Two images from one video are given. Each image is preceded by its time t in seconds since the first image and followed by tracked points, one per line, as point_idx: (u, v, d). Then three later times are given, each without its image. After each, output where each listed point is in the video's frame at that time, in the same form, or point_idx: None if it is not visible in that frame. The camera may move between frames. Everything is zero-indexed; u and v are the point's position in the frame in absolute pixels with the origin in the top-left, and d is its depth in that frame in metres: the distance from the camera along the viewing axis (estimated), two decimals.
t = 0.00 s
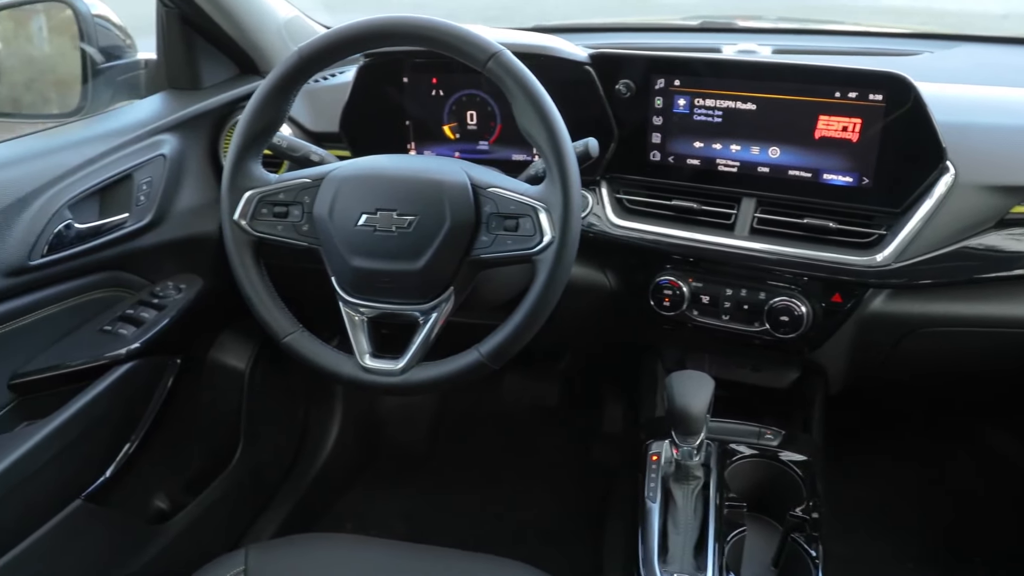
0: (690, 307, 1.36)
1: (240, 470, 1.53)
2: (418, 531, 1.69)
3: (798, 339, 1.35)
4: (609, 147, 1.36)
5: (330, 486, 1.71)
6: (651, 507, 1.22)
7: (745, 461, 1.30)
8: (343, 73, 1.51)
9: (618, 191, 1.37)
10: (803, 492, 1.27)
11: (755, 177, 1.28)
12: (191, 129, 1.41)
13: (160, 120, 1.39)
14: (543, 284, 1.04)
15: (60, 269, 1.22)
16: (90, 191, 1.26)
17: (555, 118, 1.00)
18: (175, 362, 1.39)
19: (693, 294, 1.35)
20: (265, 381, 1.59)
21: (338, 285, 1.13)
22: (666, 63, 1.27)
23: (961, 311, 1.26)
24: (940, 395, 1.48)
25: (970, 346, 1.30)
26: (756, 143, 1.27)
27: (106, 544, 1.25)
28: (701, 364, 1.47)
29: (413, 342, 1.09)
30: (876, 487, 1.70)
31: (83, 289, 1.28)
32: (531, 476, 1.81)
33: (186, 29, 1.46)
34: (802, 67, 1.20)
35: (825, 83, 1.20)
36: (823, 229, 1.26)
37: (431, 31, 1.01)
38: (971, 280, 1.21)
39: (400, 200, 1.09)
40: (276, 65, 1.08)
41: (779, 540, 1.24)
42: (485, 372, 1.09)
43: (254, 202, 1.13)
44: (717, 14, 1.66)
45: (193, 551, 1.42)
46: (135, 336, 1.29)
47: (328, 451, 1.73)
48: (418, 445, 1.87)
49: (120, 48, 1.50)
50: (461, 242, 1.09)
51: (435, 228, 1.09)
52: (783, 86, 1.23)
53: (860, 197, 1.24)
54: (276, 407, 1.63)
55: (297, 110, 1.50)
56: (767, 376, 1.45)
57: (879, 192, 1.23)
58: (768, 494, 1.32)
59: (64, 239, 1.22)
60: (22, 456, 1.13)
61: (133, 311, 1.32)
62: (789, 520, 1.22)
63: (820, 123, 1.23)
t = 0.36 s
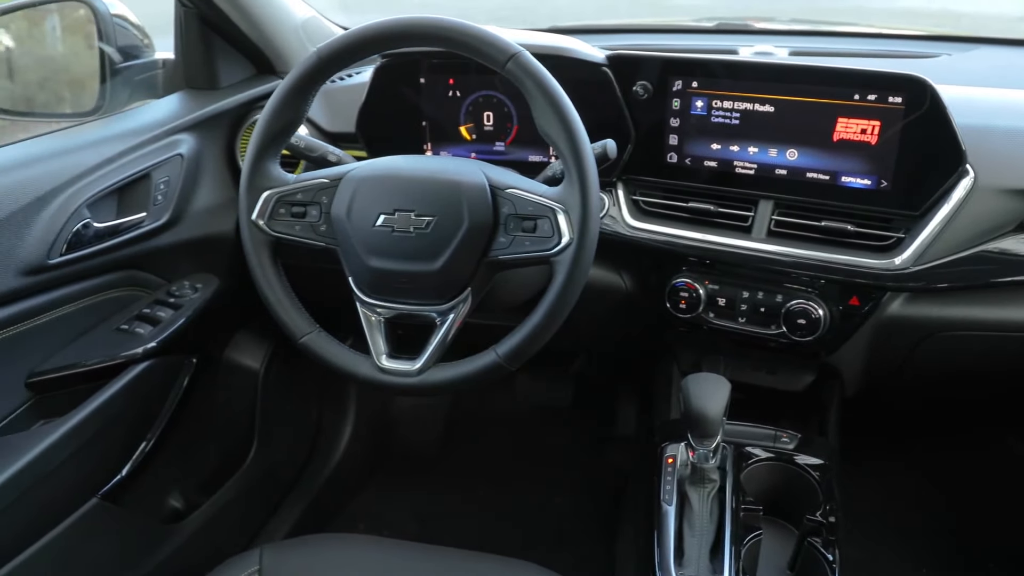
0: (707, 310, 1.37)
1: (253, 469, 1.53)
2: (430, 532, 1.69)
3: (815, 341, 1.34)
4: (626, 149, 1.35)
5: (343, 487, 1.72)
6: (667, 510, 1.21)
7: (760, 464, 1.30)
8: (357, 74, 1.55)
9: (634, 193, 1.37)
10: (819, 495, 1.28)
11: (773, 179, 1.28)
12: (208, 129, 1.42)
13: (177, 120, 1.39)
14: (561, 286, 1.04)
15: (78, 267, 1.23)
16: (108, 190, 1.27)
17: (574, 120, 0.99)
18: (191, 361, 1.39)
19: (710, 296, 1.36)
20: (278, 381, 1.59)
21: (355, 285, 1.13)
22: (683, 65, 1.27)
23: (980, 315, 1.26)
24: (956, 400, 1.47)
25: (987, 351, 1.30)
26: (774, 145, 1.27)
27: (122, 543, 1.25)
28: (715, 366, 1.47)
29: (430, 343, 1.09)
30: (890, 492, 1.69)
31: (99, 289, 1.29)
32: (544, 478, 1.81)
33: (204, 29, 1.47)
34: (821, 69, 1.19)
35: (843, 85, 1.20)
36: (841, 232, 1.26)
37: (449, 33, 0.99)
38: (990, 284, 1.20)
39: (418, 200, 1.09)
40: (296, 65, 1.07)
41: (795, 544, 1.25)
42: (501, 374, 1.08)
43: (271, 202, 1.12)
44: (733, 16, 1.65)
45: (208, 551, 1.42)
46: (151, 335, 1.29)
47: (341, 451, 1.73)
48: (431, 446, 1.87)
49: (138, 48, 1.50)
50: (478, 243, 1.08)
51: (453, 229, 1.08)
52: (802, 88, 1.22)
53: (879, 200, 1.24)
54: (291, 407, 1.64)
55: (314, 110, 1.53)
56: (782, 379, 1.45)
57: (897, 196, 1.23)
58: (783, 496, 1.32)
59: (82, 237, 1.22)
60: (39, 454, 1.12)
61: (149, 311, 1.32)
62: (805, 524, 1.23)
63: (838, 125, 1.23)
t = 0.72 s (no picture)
0: (717, 312, 1.37)
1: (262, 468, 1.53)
2: (439, 532, 1.69)
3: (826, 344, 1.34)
4: (636, 150, 1.35)
5: (351, 486, 1.72)
6: (676, 511, 1.21)
7: (770, 466, 1.31)
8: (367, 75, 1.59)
9: (643, 194, 1.37)
10: (829, 497, 1.28)
11: (784, 181, 1.28)
12: (218, 129, 1.43)
13: (188, 120, 1.40)
14: (572, 287, 1.03)
15: (89, 267, 1.23)
16: (119, 190, 1.27)
17: (585, 121, 0.98)
18: (201, 361, 1.39)
19: (720, 298, 1.36)
20: (287, 380, 1.60)
21: (365, 285, 1.13)
22: (694, 67, 1.27)
23: (991, 318, 1.26)
24: (966, 403, 1.47)
25: (998, 353, 1.30)
26: (785, 147, 1.26)
27: (132, 542, 1.25)
28: (725, 367, 1.47)
29: (440, 344, 1.09)
30: (898, 496, 1.69)
31: (108, 289, 1.29)
32: (552, 479, 1.81)
33: (214, 30, 1.47)
34: (832, 71, 1.19)
35: (855, 88, 1.19)
36: (852, 234, 1.26)
37: (460, 33, 0.98)
38: (1001, 287, 1.20)
39: (429, 201, 1.08)
40: (307, 65, 1.06)
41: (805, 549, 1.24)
42: (511, 375, 1.08)
43: (282, 202, 1.12)
44: (743, 17, 1.65)
45: (217, 550, 1.43)
46: (161, 335, 1.29)
47: (350, 451, 1.73)
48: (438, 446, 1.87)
49: (149, 48, 1.51)
50: (489, 244, 1.08)
51: (464, 230, 1.08)
52: (814, 90, 1.22)
53: (890, 203, 1.23)
54: (300, 406, 1.64)
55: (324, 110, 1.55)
56: (791, 381, 1.46)
57: (909, 198, 1.22)
58: (793, 499, 1.33)
59: (93, 237, 1.23)
60: (50, 453, 1.12)
61: (159, 311, 1.32)
62: (814, 527, 1.23)
63: (850, 127, 1.22)
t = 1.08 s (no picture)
0: (721, 313, 1.37)
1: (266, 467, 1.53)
2: (442, 533, 1.69)
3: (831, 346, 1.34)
4: (641, 152, 1.35)
5: (355, 487, 1.72)
6: (680, 513, 1.21)
7: (774, 468, 1.32)
8: (372, 76, 1.60)
9: (648, 196, 1.37)
10: (833, 499, 1.28)
11: (789, 183, 1.28)
12: (223, 129, 1.43)
13: (193, 120, 1.40)
14: (577, 289, 1.03)
15: (94, 267, 1.23)
16: (124, 190, 1.27)
17: (591, 122, 0.98)
18: (205, 361, 1.39)
19: (724, 300, 1.36)
20: (291, 380, 1.60)
21: (371, 286, 1.13)
22: (699, 68, 1.27)
23: (996, 320, 1.26)
24: (970, 404, 1.47)
25: (1002, 355, 1.30)
26: (790, 149, 1.26)
27: (136, 542, 1.25)
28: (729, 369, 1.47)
29: (445, 344, 1.09)
30: (902, 497, 1.69)
31: (112, 289, 1.29)
32: (555, 480, 1.81)
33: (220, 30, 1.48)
34: (838, 73, 1.19)
35: (861, 89, 1.19)
36: (857, 236, 1.26)
37: (466, 35, 0.98)
38: (1006, 289, 1.20)
39: (435, 202, 1.08)
40: (313, 65, 1.06)
41: (809, 552, 1.25)
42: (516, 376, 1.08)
43: (288, 203, 1.12)
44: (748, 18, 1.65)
45: (221, 550, 1.43)
46: (166, 335, 1.29)
47: (354, 451, 1.73)
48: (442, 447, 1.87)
49: (155, 48, 1.51)
50: (495, 245, 1.08)
51: (469, 231, 1.08)
52: (819, 92, 1.21)
53: (895, 204, 1.23)
54: (305, 406, 1.64)
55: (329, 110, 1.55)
56: (795, 383, 1.45)
57: (914, 200, 1.22)
58: (797, 501, 1.33)
59: (98, 237, 1.23)
60: (54, 453, 1.12)
61: (164, 311, 1.32)
62: (818, 529, 1.24)
63: (855, 129, 1.22)
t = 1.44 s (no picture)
0: (722, 314, 1.37)
1: (267, 468, 1.53)
2: (442, 534, 1.69)
3: (831, 347, 1.34)
4: (642, 153, 1.35)
5: (355, 487, 1.72)
6: (680, 514, 1.21)
7: (775, 469, 1.32)
8: (373, 76, 1.59)
9: (649, 196, 1.37)
10: (834, 501, 1.28)
11: (790, 184, 1.28)
12: (224, 130, 1.43)
13: (193, 121, 1.40)
14: (578, 289, 1.03)
15: (95, 268, 1.23)
16: (125, 190, 1.27)
17: (592, 123, 0.98)
18: (206, 361, 1.39)
19: (725, 301, 1.36)
20: (292, 381, 1.60)
21: (371, 287, 1.13)
22: (700, 69, 1.27)
23: (996, 321, 1.26)
24: (971, 406, 1.47)
25: (1002, 357, 1.30)
26: (791, 150, 1.26)
27: (137, 542, 1.25)
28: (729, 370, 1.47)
29: (445, 345, 1.08)
30: (902, 499, 1.69)
31: (113, 289, 1.29)
32: (555, 481, 1.81)
33: (221, 31, 1.48)
34: (839, 74, 1.19)
35: (862, 90, 1.19)
36: (858, 237, 1.26)
37: (468, 36, 0.98)
38: (1007, 291, 1.20)
39: (436, 203, 1.08)
40: (315, 65, 1.05)
41: (809, 553, 1.25)
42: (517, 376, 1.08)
43: (289, 203, 1.12)
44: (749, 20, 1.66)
45: (221, 550, 1.43)
46: (166, 335, 1.29)
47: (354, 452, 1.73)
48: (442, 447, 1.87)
49: (155, 48, 1.51)
50: (496, 246, 1.08)
51: (469, 232, 1.08)
52: (820, 93, 1.21)
53: (896, 205, 1.23)
54: (305, 407, 1.64)
55: (331, 111, 1.55)
56: (796, 384, 1.45)
57: (915, 201, 1.22)
58: (797, 501, 1.34)
59: (99, 237, 1.23)
60: (55, 453, 1.12)
61: (164, 311, 1.32)
62: (819, 530, 1.24)
63: (856, 130, 1.22)
